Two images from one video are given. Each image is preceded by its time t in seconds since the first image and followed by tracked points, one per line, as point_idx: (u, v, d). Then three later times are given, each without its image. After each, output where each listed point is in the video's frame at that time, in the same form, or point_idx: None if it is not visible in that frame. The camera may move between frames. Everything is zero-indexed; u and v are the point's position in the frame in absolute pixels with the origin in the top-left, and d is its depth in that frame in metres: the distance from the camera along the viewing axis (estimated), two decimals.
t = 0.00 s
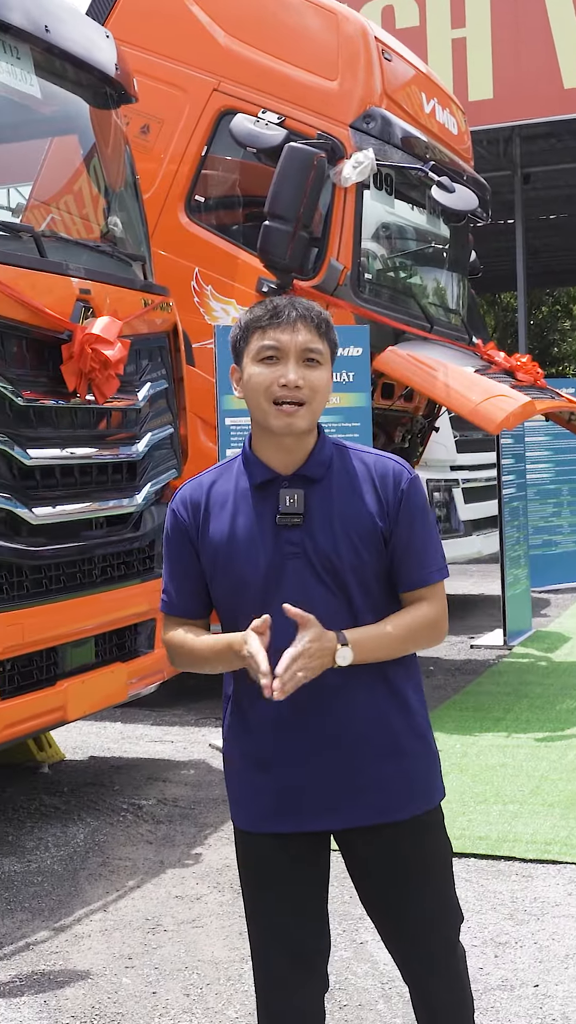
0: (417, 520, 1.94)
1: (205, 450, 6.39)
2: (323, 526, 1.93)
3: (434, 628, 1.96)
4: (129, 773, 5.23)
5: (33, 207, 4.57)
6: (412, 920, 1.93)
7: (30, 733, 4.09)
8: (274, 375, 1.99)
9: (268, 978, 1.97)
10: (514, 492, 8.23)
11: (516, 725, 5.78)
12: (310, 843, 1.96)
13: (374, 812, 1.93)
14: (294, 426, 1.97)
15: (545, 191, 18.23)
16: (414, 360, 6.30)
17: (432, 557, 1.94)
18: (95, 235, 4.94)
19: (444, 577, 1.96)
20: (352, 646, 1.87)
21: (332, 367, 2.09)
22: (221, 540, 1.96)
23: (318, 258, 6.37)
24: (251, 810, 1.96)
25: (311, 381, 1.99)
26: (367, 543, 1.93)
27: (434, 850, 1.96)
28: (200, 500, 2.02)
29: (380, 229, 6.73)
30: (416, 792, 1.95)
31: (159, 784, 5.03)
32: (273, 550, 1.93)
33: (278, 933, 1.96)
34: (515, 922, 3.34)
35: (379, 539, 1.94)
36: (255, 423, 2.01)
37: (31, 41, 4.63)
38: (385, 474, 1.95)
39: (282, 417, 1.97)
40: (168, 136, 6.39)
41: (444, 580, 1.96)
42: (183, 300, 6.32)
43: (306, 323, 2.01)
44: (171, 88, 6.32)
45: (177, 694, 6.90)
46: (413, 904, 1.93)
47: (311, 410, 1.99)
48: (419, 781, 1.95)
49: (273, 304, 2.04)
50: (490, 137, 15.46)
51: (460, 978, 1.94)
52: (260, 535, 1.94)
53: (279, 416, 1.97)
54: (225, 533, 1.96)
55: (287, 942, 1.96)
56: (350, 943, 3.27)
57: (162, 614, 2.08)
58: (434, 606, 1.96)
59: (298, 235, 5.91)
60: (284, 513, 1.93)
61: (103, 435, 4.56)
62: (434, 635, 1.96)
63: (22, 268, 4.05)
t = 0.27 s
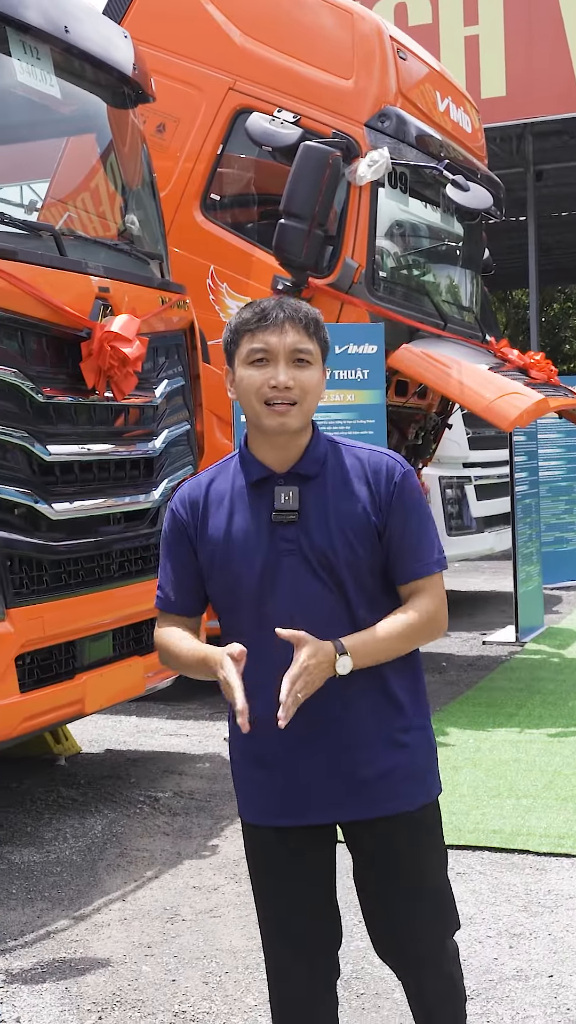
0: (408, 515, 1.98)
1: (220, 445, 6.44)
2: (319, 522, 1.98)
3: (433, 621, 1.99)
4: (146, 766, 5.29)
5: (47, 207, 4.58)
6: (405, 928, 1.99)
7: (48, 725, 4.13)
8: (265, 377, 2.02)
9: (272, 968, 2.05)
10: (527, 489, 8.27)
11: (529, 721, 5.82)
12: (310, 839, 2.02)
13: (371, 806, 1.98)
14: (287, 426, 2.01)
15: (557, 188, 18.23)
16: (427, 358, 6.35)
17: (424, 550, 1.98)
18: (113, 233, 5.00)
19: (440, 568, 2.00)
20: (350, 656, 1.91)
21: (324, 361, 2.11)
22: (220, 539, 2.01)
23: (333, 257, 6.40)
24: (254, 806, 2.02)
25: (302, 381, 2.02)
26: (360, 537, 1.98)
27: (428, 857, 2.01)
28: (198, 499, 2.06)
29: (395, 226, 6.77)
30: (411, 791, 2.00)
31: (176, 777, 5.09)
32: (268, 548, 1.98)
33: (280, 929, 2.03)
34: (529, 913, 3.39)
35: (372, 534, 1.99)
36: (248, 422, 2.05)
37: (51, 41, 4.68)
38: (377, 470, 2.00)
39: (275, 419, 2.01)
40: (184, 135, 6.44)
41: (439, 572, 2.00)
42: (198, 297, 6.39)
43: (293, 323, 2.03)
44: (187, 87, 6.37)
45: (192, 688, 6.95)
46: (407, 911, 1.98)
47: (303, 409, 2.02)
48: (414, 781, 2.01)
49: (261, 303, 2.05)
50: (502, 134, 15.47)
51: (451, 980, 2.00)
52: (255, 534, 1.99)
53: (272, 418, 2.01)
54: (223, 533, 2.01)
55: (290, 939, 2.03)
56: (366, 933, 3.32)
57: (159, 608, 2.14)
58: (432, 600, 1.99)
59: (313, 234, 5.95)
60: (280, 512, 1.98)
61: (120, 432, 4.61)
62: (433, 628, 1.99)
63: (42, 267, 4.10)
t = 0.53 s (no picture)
0: (404, 496, 2.01)
1: (232, 442, 6.47)
2: (319, 514, 2.02)
3: (420, 598, 1.95)
4: (159, 760, 5.33)
5: (63, 205, 4.57)
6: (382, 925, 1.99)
7: (62, 718, 4.17)
8: (269, 377, 2.04)
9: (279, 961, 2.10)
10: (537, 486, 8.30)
11: (538, 716, 5.86)
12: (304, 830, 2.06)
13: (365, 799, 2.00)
14: (293, 425, 2.03)
15: (569, 186, 18.23)
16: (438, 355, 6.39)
17: (417, 529, 1.99)
18: (127, 231, 5.02)
19: (432, 556, 2.01)
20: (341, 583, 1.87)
21: (329, 358, 2.12)
22: (220, 530, 2.06)
23: (345, 255, 6.45)
24: (251, 794, 2.08)
25: (306, 379, 2.04)
26: (357, 527, 2.02)
27: (416, 859, 2.02)
28: (201, 490, 2.12)
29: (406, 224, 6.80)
30: (404, 788, 2.02)
31: (188, 771, 5.13)
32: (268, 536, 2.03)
33: (276, 917, 2.09)
34: (537, 904, 3.44)
35: (367, 516, 2.02)
36: (256, 422, 2.07)
37: (67, 41, 4.72)
38: (374, 458, 2.03)
39: (280, 418, 2.03)
40: (197, 134, 6.49)
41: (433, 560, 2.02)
42: (211, 294, 6.42)
43: (295, 322, 2.04)
44: (201, 86, 6.42)
45: (204, 683, 7.00)
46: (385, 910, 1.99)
47: (308, 407, 2.04)
48: (408, 778, 2.02)
49: (263, 304, 2.07)
50: (515, 132, 15.49)
51: (423, 988, 1.99)
52: (258, 523, 2.03)
53: (278, 416, 2.03)
54: (224, 525, 2.06)
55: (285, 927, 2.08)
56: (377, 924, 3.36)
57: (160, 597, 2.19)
58: (421, 573, 1.97)
59: (326, 232, 5.99)
60: (283, 502, 2.02)
61: (133, 428, 4.64)
62: (420, 609, 1.96)
63: (57, 264, 4.14)
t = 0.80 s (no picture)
0: (388, 496, 1.99)
1: (240, 441, 6.50)
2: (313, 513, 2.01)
3: (385, 603, 1.93)
4: (167, 755, 5.37)
5: (72, 206, 4.63)
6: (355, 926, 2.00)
7: (71, 713, 4.21)
8: (263, 377, 2.05)
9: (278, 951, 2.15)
10: (543, 484, 8.33)
11: (543, 712, 5.91)
12: (299, 822, 2.09)
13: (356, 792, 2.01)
14: (288, 424, 2.04)
15: None
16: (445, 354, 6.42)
17: (396, 531, 1.97)
18: (136, 231, 5.07)
19: (414, 560, 1.99)
20: (284, 594, 1.89)
21: (325, 358, 2.13)
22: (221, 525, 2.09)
23: (352, 254, 6.49)
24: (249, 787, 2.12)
25: (298, 379, 2.04)
26: (346, 527, 2.00)
27: (400, 855, 2.02)
28: (207, 491, 2.15)
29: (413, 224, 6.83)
30: (393, 781, 2.02)
31: (196, 766, 5.18)
32: (265, 533, 2.04)
33: (275, 911, 2.14)
34: (540, 898, 3.49)
35: (354, 514, 2.00)
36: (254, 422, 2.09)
37: (77, 42, 4.77)
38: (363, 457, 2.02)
39: (274, 418, 2.04)
40: (206, 133, 6.52)
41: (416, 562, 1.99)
42: (220, 293, 6.45)
43: (287, 323, 2.05)
44: (210, 86, 6.44)
45: (212, 680, 7.04)
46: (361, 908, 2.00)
47: (302, 406, 2.05)
48: (397, 771, 2.02)
49: (256, 306, 2.09)
50: (522, 131, 15.51)
51: (398, 986, 2.00)
52: (256, 518, 2.05)
53: (272, 416, 2.04)
54: (224, 521, 2.09)
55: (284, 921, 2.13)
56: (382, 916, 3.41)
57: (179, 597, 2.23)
58: (393, 576, 1.95)
59: (333, 230, 6.02)
60: (277, 501, 2.02)
61: (143, 426, 4.69)
62: (390, 613, 1.94)
63: (67, 264, 4.18)
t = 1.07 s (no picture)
0: (370, 501, 1.97)
1: (244, 441, 6.54)
2: (304, 515, 2.02)
3: (358, 612, 1.93)
4: (172, 753, 5.41)
5: (76, 206, 4.66)
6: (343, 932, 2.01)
7: (76, 712, 4.24)
8: (257, 385, 2.06)
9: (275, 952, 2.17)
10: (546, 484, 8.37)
11: (544, 710, 5.94)
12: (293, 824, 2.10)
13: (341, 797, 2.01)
14: (282, 431, 2.04)
15: None
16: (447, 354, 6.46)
17: (376, 537, 1.95)
18: (141, 232, 5.11)
19: (398, 565, 1.97)
20: (246, 604, 1.95)
21: (321, 361, 2.13)
22: (226, 525, 2.13)
23: (355, 255, 6.53)
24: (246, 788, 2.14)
25: (292, 385, 2.05)
26: (333, 529, 2.00)
27: (389, 863, 2.02)
28: (219, 492, 2.18)
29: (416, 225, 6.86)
30: (378, 788, 2.01)
31: (200, 763, 5.21)
32: (264, 533, 2.06)
33: (272, 916, 2.16)
34: (540, 892, 3.53)
35: (340, 518, 1.99)
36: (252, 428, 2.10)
37: (82, 45, 4.81)
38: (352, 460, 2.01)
39: (269, 425, 2.05)
40: (210, 135, 6.60)
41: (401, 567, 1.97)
42: (223, 294, 6.50)
43: (278, 330, 2.05)
44: (213, 88, 6.52)
45: (215, 679, 7.08)
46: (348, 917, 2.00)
47: (296, 412, 2.05)
48: (384, 777, 2.01)
49: (248, 313, 2.09)
50: (525, 132, 15.56)
51: (389, 995, 2.00)
52: (255, 519, 2.07)
53: (267, 423, 2.05)
54: (230, 521, 2.12)
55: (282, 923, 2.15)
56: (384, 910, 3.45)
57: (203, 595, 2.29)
58: (370, 585, 1.94)
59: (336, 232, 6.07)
60: (272, 504, 2.03)
61: (147, 426, 4.72)
62: (366, 621, 1.94)
63: (72, 265, 4.22)
